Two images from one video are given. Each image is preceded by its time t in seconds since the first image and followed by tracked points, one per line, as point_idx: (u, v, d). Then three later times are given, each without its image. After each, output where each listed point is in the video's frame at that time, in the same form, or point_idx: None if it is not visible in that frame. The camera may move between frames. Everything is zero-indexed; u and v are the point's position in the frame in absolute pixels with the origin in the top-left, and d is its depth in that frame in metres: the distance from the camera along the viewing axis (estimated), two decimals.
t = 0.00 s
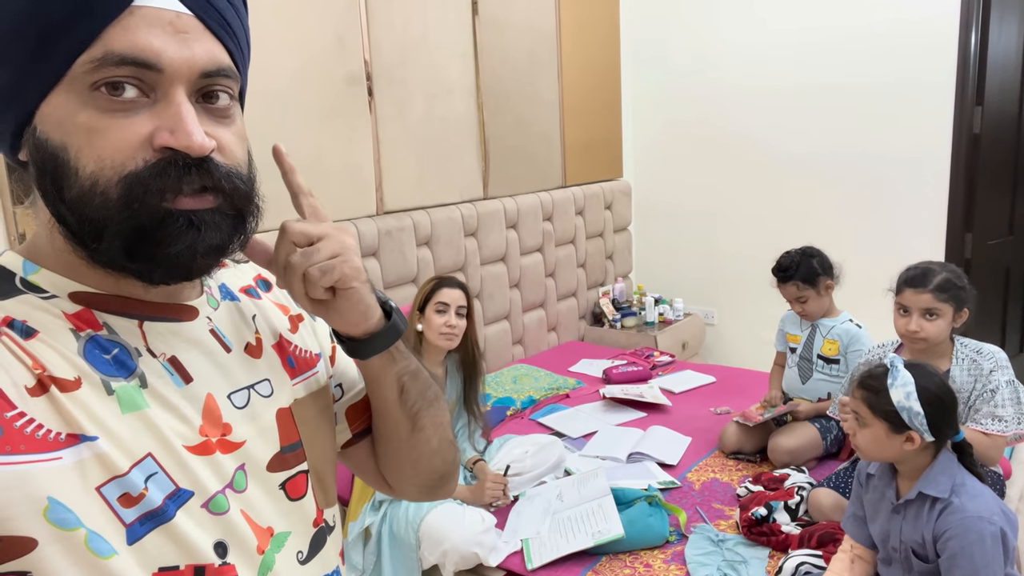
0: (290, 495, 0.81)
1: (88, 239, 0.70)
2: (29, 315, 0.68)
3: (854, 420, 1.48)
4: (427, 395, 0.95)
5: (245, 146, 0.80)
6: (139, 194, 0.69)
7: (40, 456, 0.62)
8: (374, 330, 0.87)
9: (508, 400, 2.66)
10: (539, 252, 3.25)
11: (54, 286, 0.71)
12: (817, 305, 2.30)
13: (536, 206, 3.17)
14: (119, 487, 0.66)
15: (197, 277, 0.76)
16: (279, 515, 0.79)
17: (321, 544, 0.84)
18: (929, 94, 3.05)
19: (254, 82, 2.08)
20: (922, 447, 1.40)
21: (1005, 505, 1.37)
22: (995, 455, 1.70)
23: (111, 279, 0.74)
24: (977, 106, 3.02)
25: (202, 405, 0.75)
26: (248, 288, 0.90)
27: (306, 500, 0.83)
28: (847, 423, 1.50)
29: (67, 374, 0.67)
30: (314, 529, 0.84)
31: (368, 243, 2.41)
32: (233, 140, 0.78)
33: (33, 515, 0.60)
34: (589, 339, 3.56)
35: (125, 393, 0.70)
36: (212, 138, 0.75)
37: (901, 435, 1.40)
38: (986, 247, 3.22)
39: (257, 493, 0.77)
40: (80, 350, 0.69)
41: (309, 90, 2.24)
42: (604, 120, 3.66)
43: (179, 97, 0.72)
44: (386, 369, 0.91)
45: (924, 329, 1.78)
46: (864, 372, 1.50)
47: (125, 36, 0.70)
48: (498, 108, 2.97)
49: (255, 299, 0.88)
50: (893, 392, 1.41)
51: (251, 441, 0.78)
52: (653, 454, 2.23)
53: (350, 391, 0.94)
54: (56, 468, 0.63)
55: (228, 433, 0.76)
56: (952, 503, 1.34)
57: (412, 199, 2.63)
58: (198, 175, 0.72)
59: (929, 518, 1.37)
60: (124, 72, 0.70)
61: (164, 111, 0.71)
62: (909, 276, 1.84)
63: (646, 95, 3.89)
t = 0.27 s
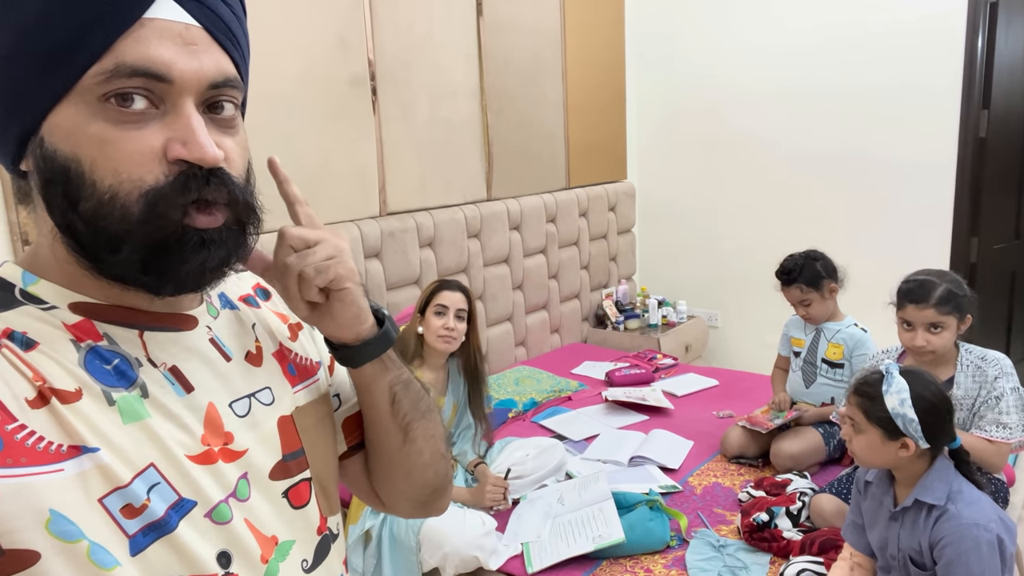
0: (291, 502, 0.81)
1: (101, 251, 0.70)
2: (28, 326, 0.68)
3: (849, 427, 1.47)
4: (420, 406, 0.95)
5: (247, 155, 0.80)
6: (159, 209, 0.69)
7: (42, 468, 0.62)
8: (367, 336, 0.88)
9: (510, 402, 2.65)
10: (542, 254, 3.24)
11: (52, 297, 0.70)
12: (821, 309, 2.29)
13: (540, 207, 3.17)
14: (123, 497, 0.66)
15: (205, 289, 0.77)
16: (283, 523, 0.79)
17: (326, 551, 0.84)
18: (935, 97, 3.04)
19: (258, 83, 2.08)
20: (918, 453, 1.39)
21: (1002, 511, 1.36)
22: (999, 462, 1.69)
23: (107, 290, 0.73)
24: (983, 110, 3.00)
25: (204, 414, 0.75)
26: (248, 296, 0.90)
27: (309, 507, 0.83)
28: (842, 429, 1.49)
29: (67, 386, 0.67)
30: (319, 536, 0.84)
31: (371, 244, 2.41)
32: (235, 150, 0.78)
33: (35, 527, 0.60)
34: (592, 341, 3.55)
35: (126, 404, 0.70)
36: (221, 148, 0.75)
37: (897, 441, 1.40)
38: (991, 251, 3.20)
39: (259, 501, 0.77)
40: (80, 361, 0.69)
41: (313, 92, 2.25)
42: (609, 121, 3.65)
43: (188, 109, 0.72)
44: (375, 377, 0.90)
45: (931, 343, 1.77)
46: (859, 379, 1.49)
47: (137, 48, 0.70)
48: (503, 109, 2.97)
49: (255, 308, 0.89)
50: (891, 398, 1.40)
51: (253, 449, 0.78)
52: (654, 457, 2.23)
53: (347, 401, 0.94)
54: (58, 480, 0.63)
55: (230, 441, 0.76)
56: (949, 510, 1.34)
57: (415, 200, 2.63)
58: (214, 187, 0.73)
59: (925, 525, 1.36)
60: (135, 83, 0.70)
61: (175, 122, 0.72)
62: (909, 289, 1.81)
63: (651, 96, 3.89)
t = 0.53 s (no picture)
0: (290, 498, 0.81)
1: (101, 252, 0.71)
2: (22, 324, 0.68)
3: (848, 432, 1.46)
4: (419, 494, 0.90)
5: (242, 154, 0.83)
6: (159, 206, 0.71)
7: (39, 466, 0.63)
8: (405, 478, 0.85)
9: (512, 402, 2.65)
10: (546, 254, 3.24)
11: (45, 294, 0.71)
12: (825, 311, 2.28)
13: (544, 207, 3.16)
14: (120, 494, 0.67)
15: (205, 282, 0.78)
16: (280, 518, 0.80)
17: (325, 546, 0.86)
18: (943, 99, 3.02)
19: (262, 81, 2.09)
20: (915, 456, 1.39)
21: (1002, 515, 1.35)
22: (1002, 468, 1.68)
23: (102, 285, 0.74)
24: (992, 112, 2.97)
25: (199, 410, 0.76)
26: (239, 296, 0.93)
27: (305, 504, 0.83)
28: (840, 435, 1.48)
29: (62, 383, 0.68)
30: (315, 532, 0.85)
31: (374, 242, 2.41)
32: (232, 148, 0.81)
33: (31, 525, 0.61)
34: (596, 341, 3.55)
35: (121, 400, 0.70)
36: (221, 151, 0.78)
37: (895, 445, 1.39)
38: (998, 255, 3.18)
39: (258, 496, 0.78)
40: (73, 358, 0.70)
41: (317, 89, 2.25)
42: (614, 120, 3.64)
43: (189, 111, 0.74)
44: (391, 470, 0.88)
45: (938, 341, 1.75)
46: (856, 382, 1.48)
47: (138, 50, 0.72)
48: (507, 108, 2.96)
49: (246, 307, 0.91)
50: (885, 401, 1.39)
51: (249, 444, 0.78)
52: (657, 458, 2.22)
53: (337, 414, 0.96)
54: (55, 477, 0.64)
55: (225, 437, 0.77)
56: (946, 514, 1.33)
57: (419, 199, 2.63)
58: (214, 189, 0.75)
59: (923, 529, 1.36)
60: (137, 83, 0.72)
61: (176, 125, 0.74)
62: (917, 287, 1.81)
63: (656, 96, 3.88)
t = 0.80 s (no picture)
0: (287, 502, 0.84)
1: (97, 266, 0.72)
2: (22, 327, 0.70)
3: (854, 436, 1.45)
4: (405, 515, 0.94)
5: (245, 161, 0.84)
6: (152, 224, 0.72)
7: (38, 469, 0.64)
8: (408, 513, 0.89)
9: (516, 402, 2.65)
10: (551, 253, 3.24)
11: (46, 298, 0.72)
12: (827, 312, 2.27)
13: (550, 206, 3.16)
14: (118, 497, 0.69)
15: (202, 295, 0.79)
16: (277, 522, 0.82)
17: (320, 552, 0.87)
18: (952, 101, 3.00)
19: (268, 80, 2.09)
20: (922, 460, 1.38)
21: (1007, 521, 1.35)
22: (1008, 473, 1.67)
23: (100, 292, 0.75)
24: (1000, 114, 2.96)
25: (198, 414, 0.77)
26: (240, 299, 0.94)
27: (303, 508, 0.85)
28: (846, 438, 1.47)
29: (62, 387, 0.69)
30: (313, 536, 0.87)
31: (379, 241, 2.42)
32: (235, 157, 0.81)
33: (30, 529, 0.62)
34: (600, 341, 3.54)
35: (121, 404, 0.72)
36: (218, 161, 0.78)
37: (901, 449, 1.38)
38: (1006, 257, 3.16)
39: (256, 500, 0.80)
40: (74, 362, 0.71)
41: (324, 89, 2.25)
42: (620, 120, 3.64)
43: (187, 124, 0.75)
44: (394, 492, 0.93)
45: (947, 337, 1.74)
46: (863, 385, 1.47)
47: (135, 62, 0.72)
48: (514, 108, 2.96)
49: (247, 310, 0.93)
50: (892, 404, 1.39)
51: (248, 448, 0.80)
52: (660, 460, 2.21)
53: (335, 421, 0.99)
54: (54, 480, 0.65)
55: (225, 441, 0.78)
56: (950, 518, 1.33)
57: (425, 198, 2.63)
58: (210, 206, 0.75)
59: (927, 534, 1.35)
60: (134, 93, 0.73)
61: (174, 140, 0.74)
62: (930, 285, 1.81)
63: (662, 97, 3.87)
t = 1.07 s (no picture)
0: (283, 498, 0.84)
1: (95, 260, 0.72)
2: (18, 322, 0.70)
3: (859, 437, 1.45)
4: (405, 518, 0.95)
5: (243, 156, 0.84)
6: (151, 216, 0.72)
7: (34, 463, 0.64)
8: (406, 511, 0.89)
9: (521, 400, 2.65)
10: (556, 252, 3.23)
11: (42, 292, 0.72)
12: (833, 312, 2.26)
13: (555, 205, 3.16)
14: (114, 492, 0.69)
15: (200, 290, 0.79)
16: (271, 519, 0.83)
17: (314, 548, 0.88)
18: (961, 102, 2.99)
19: (274, 76, 2.09)
20: (928, 461, 1.38)
21: (1012, 521, 1.34)
22: (1015, 475, 1.66)
23: (94, 287, 0.75)
24: (1010, 115, 2.94)
25: (195, 409, 0.78)
26: (238, 295, 0.94)
27: (297, 505, 0.86)
28: (852, 440, 1.47)
29: (58, 381, 0.69)
30: (307, 533, 0.87)
31: (385, 238, 2.42)
32: (233, 153, 0.81)
33: (26, 524, 0.62)
34: (605, 340, 3.54)
35: (117, 399, 0.72)
36: (215, 156, 0.78)
37: (909, 450, 1.37)
38: (1014, 259, 3.14)
39: (251, 495, 0.81)
40: (70, 356, 0.71)
41: (330, 86, 2.25)
42: (626, 119, 3.63)
43: (184, 118, 0.75)
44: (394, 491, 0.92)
45: (955, 335, 1.73)
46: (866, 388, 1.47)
47: (133, 57, 0.72)
48: (520, 105, 2.96)
49: (244, 307, 0.92)
50: (903, 407, 1.38)
51: (245, 444, 0.81)
52: (665, 459, 2.21)
53: (331, 418, 0.98)
54: (50, 474, 0.65)
55: (221, 436, 0.79)
56: (954, 519, 1.33)
57: (431, 195, 2.63)
58: (208, 197, 0.76)
59: (930, 534, 1.35)
60: (132, 87, 0.73)
61: (173, 134, 0.74)
62: (940, 283, 1.81)
63: (669, 95, 3.86)
